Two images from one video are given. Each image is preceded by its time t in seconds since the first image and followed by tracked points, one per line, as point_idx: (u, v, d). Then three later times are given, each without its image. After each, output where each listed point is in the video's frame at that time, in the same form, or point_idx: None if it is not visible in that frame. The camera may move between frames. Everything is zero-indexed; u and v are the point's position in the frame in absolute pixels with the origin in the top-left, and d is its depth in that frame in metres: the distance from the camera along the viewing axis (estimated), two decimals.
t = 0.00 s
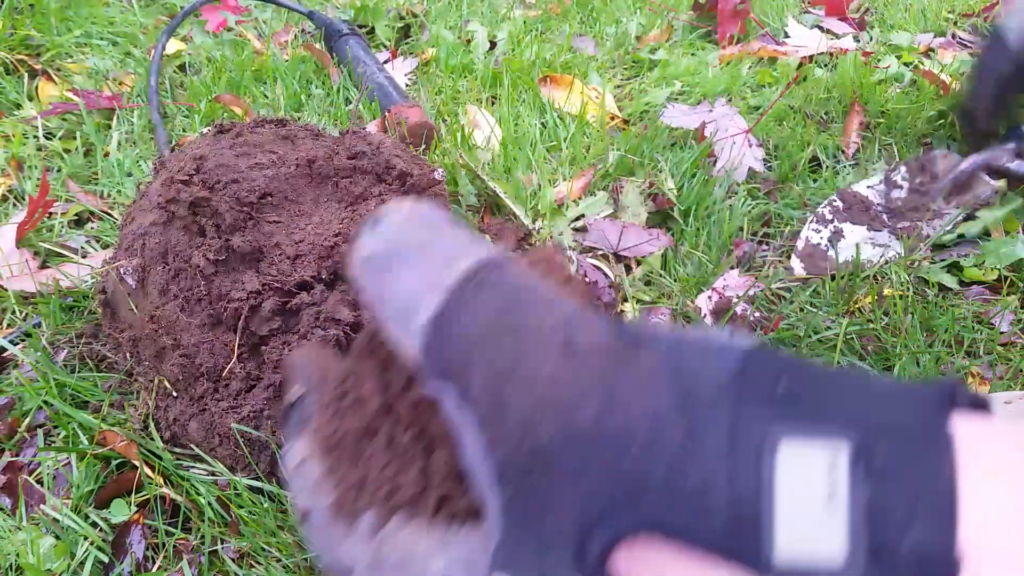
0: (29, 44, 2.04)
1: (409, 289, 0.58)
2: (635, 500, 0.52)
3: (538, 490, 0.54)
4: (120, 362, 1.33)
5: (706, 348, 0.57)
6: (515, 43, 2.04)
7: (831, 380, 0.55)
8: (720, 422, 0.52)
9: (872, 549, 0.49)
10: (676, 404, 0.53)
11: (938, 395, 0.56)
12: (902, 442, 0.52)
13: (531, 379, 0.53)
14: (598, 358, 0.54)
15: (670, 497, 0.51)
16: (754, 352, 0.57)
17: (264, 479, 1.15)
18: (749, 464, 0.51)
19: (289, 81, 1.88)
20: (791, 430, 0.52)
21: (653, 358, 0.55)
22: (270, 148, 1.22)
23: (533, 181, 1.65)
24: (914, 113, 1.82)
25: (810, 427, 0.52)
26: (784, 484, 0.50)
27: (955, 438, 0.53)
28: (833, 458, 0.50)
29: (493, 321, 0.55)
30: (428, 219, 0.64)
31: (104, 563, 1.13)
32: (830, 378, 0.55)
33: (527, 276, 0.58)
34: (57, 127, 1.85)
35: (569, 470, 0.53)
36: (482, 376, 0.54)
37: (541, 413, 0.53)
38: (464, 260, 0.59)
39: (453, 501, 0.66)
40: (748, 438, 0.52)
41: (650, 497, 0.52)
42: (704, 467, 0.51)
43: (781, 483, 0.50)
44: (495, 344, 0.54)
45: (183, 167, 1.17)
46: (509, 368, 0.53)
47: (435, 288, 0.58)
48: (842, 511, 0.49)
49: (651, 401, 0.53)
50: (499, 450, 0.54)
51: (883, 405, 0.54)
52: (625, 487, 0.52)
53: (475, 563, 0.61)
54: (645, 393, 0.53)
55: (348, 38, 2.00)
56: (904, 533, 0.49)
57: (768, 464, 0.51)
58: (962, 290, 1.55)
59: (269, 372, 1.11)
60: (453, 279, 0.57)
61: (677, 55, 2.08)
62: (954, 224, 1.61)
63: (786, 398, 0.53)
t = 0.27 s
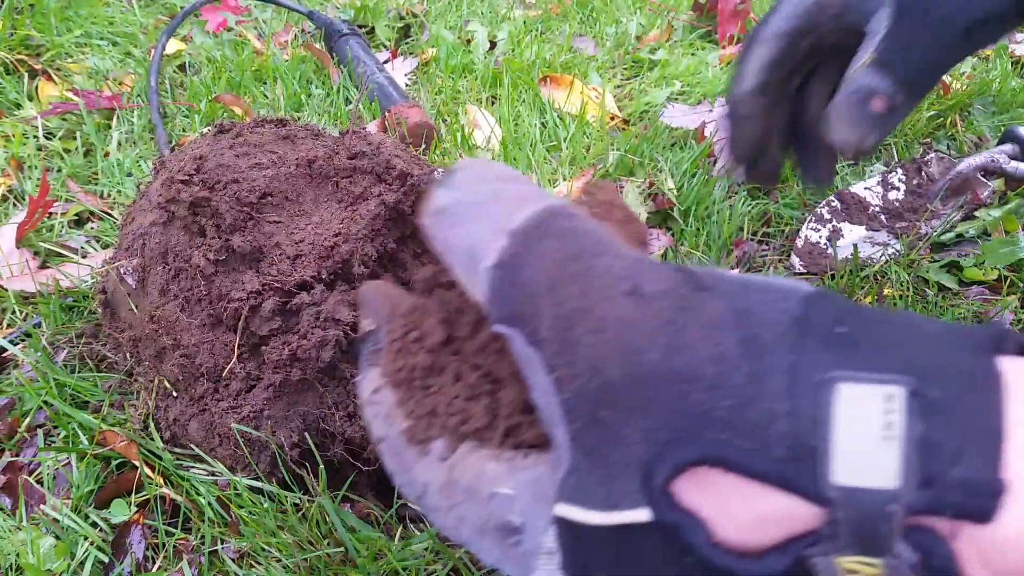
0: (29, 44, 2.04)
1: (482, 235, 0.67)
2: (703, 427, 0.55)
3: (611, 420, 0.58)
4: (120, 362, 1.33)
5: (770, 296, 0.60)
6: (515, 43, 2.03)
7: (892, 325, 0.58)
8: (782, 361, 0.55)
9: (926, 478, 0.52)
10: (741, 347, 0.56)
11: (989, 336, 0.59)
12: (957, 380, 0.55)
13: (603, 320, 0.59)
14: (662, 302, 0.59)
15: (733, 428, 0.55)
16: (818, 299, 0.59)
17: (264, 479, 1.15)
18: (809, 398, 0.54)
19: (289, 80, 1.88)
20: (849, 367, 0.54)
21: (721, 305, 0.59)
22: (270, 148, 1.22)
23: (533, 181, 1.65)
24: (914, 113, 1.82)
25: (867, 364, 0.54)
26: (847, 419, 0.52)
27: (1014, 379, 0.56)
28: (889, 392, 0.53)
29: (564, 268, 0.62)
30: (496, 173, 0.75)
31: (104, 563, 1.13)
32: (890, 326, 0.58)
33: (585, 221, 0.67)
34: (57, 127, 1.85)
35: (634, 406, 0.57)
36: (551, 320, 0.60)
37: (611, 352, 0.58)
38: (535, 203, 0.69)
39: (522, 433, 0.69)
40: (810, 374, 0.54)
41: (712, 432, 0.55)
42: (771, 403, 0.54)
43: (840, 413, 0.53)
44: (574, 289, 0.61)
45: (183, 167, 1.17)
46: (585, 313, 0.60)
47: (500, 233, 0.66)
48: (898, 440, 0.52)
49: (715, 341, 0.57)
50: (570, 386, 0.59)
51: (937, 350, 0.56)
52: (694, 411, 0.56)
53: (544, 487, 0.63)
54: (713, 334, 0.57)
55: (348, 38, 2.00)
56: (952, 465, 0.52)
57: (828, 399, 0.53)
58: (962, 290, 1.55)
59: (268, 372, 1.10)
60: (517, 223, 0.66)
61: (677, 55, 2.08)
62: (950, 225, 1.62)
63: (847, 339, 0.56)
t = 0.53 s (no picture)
0: (29, 44, 2.04)
1: (571, 269, 0.68)
2: (780, 417, 0.54)
3: (693, 420, 0.57)
4: (120, 361, 1.33)
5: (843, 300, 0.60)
6: (515, 43, 2.04)
7: (958, 335, 0.58)
8: (856, 353, 0.55)
9: (993, 456, 0.50)
10: (816, 341, 0.56)
11: None
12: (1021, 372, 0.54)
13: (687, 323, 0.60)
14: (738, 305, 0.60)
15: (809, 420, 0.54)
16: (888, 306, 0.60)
17: (264, 479, 1.15)
18: (880, 387, 0.53)
19: (289, 80, 1.88)
20: (919, 358, 0.55)
21: (795, 305, 0.60)
22: (270, 148, 1.22)
23: (533, 181, 1.65)
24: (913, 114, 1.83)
25: (935, 356, 0.55)
26: (920, 405, 0.51)
27: None
28: (955, 381, 0.52)
29: (653, 284, 0.63)
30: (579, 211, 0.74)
31: (104, 563, 1.13)
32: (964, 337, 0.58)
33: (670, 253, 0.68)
34: (57, 127, 1.85)
35: (713, 401, 0.57)
36: (637, 335, 0.62)
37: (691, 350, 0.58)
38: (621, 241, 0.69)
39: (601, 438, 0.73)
40: (883, 365, 0.54)
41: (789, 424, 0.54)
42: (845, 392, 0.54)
43: (913, 399, 0.52)
44: (657, 304, 0.62)
45: (183, 167, 1.17)
46: (662, 323, 0.61)
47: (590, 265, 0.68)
48: (966, 426, 0.50)
49: (791, 337, 0.57)
50: (653, 384, 0.60)
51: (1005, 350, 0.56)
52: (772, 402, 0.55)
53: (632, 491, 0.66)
54: (788, 328, 0.58)
55: (348, 38, 2.00)
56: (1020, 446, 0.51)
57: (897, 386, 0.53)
58: (962, 290, 1.55)
59: (268, 372, 1.10)
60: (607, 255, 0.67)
61: (677, 55, 2.08)
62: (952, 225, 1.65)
63: (916, 336, 0.56)
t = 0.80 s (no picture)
0: (29, 44, 2.04)
1: (515, 220, 0.75)
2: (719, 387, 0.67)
3: (647, 378, 0.70)
4: (120, 361, 1.33)
5: (796, 275, 0.69)
6: (515, 43, 2.03)
7: (909, 315, 0.66)
8: (800, 329, 0.65)
9: (926, 440, 0.60)
10: (763, 314, 0.66)
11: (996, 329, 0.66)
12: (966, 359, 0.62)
13: (640, 290, 0.70)
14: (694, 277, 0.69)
15: (748, 387, 0.65)
16: (839, 282, 0.68)
17: (264, 479, 1.15)
18: (821, 363, 0.63)
19: (289, 81, 1.88)
20: (864, 338, 0.63)
21: (750, 278, 0.69)
22: (270, 148, 1.22)
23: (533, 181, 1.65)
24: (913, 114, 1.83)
25: (879, 336, 0.63)
26: (853, 382, 0.62)
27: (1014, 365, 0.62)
28: (895, 362, 0.61)
29: (595, 246, 0.72)
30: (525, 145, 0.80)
31: (104, 563, 1.13)
32: (906, 313, 0.66)
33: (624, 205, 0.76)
34: (57, 127, 1.85)
35: (663, 365, 0.69)
36: (586, 293, 0.74)
37: (649, 318, 0.70)
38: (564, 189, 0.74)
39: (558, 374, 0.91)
40: (824, 341, 0.64)
41: (730, 389, 0.66)
42: (780, 363, 0.64)
43: (849, 376, 0.62)
44: (603, 263, 0.72)
45: (183, 167, 1.17)
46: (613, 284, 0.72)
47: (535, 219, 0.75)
48: (900, 404, 0.61)
49: (739, 309, 0.67)
50: (602, 344, 0.74)
51: (939, 331, 0.65)
52: (715, 372, 0.67)
53: (572, 424, 0.85)
54: (740, 303, 0.67)
55: (348, 37, 2.00)
56: (950, 428, 0.60)
57: (836, 364, 0.63)
58: (962, 290, 1.56)
59: (269, 372, 1.10)
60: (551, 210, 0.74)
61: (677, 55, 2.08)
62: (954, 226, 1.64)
63: (861, 315, 0.65)
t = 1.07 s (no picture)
0: (29, 44, 2.04)
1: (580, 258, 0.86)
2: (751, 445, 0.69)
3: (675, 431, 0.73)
4: (120, 361, 1.33)
5: (835, 340, 0.69)
6: (515, 43, 2.04)
7: (948, 382, 0.65)
8: (830, 399, 0.66)
9: (940, 516, 0.61)
10: (794, 382, 0.68)
11: None
12: (991, 443, 0.62)
13: (668, 351, 0.73)
14: (723, 340, 0.71)
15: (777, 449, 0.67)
16: (878, 346, 0.68)
17: (264, 479, 1.15)
18: (850, 431, 0.64)
19: (289, 81, 1.88)
20: (895, 408, 0.63)
21: (784, 342, 0.70)
22: (271, 148, 1.22)
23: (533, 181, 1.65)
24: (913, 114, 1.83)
25: (910, 409, 0.63)
26: (878, 454, 0.63)
27: None
28: (920, 441, 0.62)
29: (632, 301, 0.77)
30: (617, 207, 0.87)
31: (104, 563, 1.13)
32: (944, 379, 0.65)
33: (672, 251, 0.80)
34: (57, 127, 1.85)
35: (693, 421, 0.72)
36: (620, 336, 0.77)
37: (676, 378, 0.72)
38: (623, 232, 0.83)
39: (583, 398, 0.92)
40: (856, 410, 0.64)
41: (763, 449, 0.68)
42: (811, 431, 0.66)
43: (875, 448, 0.63)
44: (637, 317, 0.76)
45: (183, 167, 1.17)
46: (647, 343, 0.74)
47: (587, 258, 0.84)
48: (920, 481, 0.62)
49: (770, 376, 0.68)
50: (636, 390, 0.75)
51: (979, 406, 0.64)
52: (744, 431, 0.69)
53: (602, 456, 0.86)
54: (773, 367, 0.69)
55: (348, 37, 2.00)
56: (965, 510, 0.60)
57: (864, 436, 0.64)
58: (962, 290, 1.55)
59: (269, 372, 1.10)
60: (601, 250, 0.83)
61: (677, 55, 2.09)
62: (954, 228, 1.64)
63: (895, 382, 0.65)
